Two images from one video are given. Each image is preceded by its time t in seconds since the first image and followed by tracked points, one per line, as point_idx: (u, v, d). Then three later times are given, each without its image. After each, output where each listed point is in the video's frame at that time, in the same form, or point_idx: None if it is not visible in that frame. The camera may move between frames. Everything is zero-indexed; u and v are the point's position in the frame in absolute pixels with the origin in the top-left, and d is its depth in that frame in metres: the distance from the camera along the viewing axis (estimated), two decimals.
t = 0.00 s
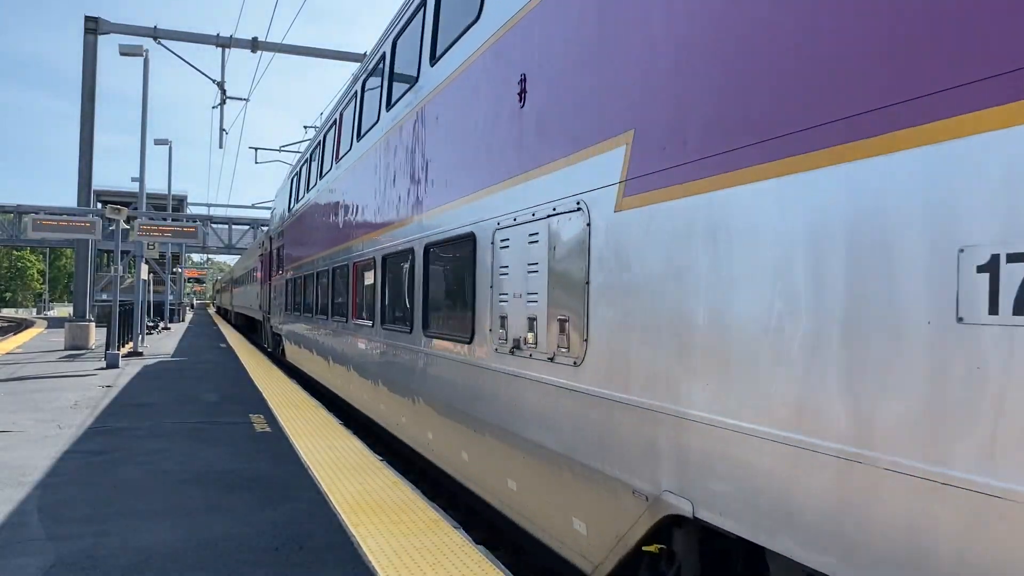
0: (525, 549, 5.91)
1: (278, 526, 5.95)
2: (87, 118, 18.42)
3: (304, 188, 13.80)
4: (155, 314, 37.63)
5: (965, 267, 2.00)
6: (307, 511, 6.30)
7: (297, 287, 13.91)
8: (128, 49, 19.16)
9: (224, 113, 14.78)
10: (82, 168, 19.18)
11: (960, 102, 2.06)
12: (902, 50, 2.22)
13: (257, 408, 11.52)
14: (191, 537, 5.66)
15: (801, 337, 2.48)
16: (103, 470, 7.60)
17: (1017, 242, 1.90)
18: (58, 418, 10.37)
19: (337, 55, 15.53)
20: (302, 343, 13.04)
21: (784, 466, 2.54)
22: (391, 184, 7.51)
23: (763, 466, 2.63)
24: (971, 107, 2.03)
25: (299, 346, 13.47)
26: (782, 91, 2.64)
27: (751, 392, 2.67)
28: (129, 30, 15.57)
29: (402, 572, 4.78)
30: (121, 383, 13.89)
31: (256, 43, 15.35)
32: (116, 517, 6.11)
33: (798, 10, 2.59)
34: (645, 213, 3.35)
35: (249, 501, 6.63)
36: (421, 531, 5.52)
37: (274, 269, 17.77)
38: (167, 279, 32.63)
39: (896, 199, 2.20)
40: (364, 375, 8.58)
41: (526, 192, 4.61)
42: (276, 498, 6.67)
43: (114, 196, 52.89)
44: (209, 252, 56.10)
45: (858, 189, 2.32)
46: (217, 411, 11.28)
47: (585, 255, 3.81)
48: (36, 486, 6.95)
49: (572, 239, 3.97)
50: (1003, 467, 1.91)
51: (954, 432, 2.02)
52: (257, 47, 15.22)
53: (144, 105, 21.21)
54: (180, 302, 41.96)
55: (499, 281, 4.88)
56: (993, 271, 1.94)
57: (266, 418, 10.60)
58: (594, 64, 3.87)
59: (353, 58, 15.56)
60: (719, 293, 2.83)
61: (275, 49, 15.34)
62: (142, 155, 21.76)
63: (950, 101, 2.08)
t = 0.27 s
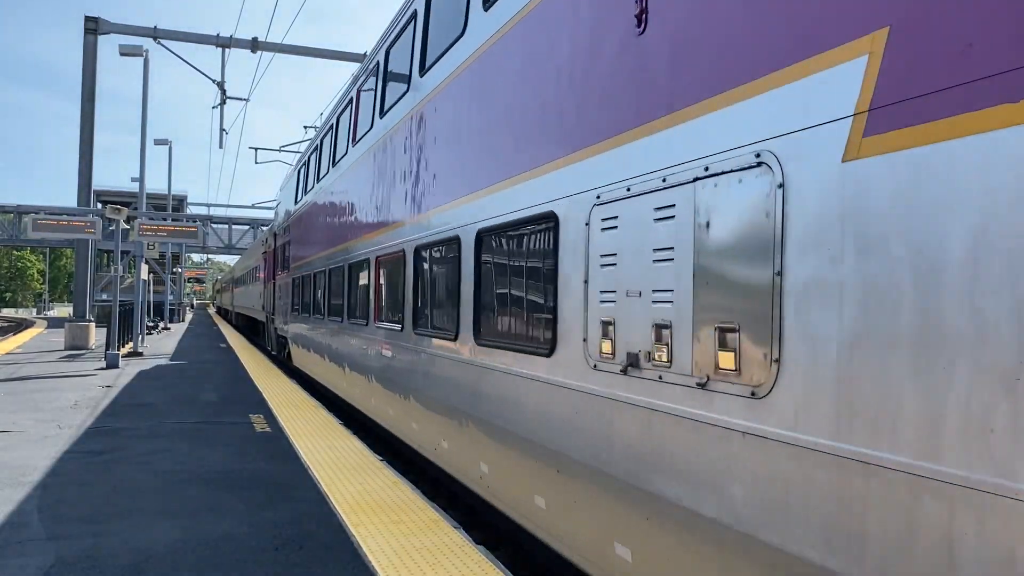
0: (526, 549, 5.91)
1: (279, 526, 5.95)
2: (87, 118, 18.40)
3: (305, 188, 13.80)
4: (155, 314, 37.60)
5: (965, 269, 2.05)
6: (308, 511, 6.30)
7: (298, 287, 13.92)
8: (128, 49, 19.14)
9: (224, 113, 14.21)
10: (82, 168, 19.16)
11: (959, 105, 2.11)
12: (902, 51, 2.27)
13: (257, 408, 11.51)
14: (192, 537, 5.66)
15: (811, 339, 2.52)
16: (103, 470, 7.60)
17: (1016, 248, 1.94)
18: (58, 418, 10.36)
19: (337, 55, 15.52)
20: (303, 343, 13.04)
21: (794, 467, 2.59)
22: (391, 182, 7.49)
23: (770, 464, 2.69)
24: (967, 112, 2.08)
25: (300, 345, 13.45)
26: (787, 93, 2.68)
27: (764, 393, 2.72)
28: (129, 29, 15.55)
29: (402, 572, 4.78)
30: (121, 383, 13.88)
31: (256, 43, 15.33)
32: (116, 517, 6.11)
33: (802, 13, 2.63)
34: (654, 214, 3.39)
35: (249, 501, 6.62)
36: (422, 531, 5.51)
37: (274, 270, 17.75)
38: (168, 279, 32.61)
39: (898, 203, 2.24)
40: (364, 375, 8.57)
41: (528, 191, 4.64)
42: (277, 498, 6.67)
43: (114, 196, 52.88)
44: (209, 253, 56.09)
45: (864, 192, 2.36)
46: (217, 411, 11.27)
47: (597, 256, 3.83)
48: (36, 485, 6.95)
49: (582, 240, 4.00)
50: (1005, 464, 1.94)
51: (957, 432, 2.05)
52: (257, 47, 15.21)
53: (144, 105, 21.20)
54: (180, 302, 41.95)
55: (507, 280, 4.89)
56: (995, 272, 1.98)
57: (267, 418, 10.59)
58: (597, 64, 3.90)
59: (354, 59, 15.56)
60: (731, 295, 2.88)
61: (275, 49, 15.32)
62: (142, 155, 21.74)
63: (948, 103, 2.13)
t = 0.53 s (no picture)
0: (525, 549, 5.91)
1: (278, 526, 5.95)
2: (87, 118, 18.39)
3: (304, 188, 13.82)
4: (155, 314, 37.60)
5: (961, 272, 2.08)
6: (307, 511, 6.30)
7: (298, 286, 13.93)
8: (128, 49, 19.13)
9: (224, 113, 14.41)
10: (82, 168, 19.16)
11: (956, 107, 2.13)
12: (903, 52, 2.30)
13: (256, 408, 11.52)
14: (192, 538, 5.66)
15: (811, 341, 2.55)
16: (103, 470, 7.61)
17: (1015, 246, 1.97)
18: (58, 418, 10.37)
19: (337, 55, 15.52)
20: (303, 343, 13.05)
21: (796, 468, 2.61)
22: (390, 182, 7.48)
23: (770, 465, 2.71)
24: (964, 115, 2.11)
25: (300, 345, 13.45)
26: (788, 93, 2.71)
27: (765, 394, 2.75)
28: (130, 29, 15.56)
29: (401, 572, 4.78)
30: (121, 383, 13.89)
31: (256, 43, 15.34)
32: (115, 517, 6.12)
33: (803, 13, 2.66)
34: (656, 215, 3.42)
35: (249, 501, 6.63)
36: (422, 531, 5.51)
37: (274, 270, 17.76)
38: (168, 279, 32.63)
39: (896, 206, 2.26)
40: (364, 375, 8.57)
41: (527, 190, 4.65)
42: (276, 498, 6.68)
43: (114, 197, 52.87)
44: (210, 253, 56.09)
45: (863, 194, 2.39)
46: (217, 411, 11.28)
47: (599, 256, 3.85)
48: (36, 485, 6.95)
49: (585, 240, 4.01)
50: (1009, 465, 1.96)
51: (959, 432, 2.08)
52: (257, 47, 15.22)
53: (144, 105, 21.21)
54: (180, 302, 41.96)
55: (508, 279, 4.90)
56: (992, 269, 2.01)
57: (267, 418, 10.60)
58: (597, 63, 3.92)
59: (353, 59, 15.57)
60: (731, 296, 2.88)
61: (275, 49, 15.33)
62: (142, 155, 21.74)
63: (945, 106, 2.16)
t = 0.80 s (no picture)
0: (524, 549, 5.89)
1: (277, 526, 5.94)
2: (85, 117, 18.36)
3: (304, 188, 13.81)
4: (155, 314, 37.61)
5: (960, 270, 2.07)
6: (306, 511, 6.29)
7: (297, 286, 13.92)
8: (127, 49, 19.11)
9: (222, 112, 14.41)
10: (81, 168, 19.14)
11: (951, 106, 2.13)
12: (905, 50, 2.26)
13: (255, 408, 11.50)
14: (190, 538, 5.65)
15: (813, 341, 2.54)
16: (102, 470, 7.60)
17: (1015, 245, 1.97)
18: (57, 418, 10.36)
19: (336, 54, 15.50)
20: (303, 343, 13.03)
21: (795, 469, 2.59)
22: (390, 182, 7.44)
23: (769, 465, 2.70)
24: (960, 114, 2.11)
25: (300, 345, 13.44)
26: (790, 91, 2.68)
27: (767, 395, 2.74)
28: (129, 29, 15.54)
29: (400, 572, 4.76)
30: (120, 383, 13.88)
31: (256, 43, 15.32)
32: (113, 517, 6.10)
33: (806, 10, 2.62)
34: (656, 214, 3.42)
35: (248, 501, 6.61)
36: (421, 531, 5.50)
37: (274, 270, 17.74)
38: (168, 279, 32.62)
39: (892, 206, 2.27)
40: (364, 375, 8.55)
41: (529, 190, 4.63)
42: (275, 498, 6.66)
43: (114, 197, 52.87)
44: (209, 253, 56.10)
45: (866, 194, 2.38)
46: (216, 411, 11.27)
47: (601, 256, 3.83)
48: (34, 485, 6.94)
49: (586, 240, 3.99)
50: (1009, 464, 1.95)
51: (961, 432, 2.07)
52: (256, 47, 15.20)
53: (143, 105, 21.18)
54: (179, 302, 41.97)
55: (509, 279, 4.88)
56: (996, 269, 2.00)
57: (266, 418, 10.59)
58: (599, 62, 3.89)
59: (353, 59, 15.53)
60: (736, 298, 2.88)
61: (274, 49, 15.31)
62: (141, 155, 21.73)
63: (940, 102, 2.16)
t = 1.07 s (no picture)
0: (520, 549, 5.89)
1: (272, 526, 5.95)
2: (79, 118, 18.33)
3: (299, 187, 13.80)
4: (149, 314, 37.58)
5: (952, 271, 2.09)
6: (302, 511, 6.30)
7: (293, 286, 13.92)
8: (120, 49, 19.07)
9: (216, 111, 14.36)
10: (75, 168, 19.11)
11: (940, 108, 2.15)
12: (903, 49, 2.25)
13: (250, 408, 11.50)
14: (186, 538, 5.65)
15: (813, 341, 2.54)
16: (97, 470, 7.60)
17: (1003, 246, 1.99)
18: (51, 418, 10.35)
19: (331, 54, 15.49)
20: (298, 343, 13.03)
21: (789, 470, 2.60)
22: (386, 181, 7.46)
23: (764, 465, 2.71)
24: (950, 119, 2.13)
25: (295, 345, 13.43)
26: (781, 93, 2.69)
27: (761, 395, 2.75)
28: (122, 29, 15.52)
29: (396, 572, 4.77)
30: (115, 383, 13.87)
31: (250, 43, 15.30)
32: (108, 517, 6.11)
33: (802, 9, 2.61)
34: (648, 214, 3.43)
35: (243, 501, 6.62)
36: (417, 531, 5.50)
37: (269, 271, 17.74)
38: (163, 279, 32.61)
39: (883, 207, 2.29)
40: (359, 375, 8.55)
41: (524, 190, 4.62)
42: (270, 498, 6.67)
43: (108, 197, 52.78)
44: (203, 253, 56.04)
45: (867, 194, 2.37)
46: (211, 411, 11.27)
47: (597, 257, 3.84)
48: (29, 486, 6.94)
49: (582, 239, 3.98)
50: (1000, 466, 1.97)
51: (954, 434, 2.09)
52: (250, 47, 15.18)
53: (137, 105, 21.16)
54: (174, 302, 41.94)
55: (506, 279, 4.87)
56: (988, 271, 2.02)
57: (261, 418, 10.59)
58: (594, 62, 3.88)
59: (348, 58, 15.51)
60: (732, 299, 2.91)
61: (269, 49, 15.29)
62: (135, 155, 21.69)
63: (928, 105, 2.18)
